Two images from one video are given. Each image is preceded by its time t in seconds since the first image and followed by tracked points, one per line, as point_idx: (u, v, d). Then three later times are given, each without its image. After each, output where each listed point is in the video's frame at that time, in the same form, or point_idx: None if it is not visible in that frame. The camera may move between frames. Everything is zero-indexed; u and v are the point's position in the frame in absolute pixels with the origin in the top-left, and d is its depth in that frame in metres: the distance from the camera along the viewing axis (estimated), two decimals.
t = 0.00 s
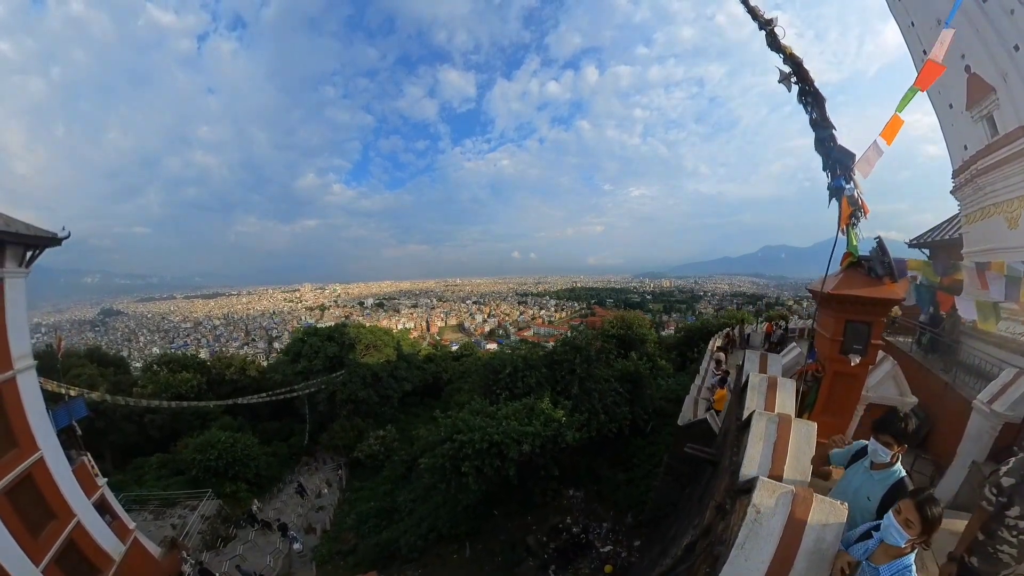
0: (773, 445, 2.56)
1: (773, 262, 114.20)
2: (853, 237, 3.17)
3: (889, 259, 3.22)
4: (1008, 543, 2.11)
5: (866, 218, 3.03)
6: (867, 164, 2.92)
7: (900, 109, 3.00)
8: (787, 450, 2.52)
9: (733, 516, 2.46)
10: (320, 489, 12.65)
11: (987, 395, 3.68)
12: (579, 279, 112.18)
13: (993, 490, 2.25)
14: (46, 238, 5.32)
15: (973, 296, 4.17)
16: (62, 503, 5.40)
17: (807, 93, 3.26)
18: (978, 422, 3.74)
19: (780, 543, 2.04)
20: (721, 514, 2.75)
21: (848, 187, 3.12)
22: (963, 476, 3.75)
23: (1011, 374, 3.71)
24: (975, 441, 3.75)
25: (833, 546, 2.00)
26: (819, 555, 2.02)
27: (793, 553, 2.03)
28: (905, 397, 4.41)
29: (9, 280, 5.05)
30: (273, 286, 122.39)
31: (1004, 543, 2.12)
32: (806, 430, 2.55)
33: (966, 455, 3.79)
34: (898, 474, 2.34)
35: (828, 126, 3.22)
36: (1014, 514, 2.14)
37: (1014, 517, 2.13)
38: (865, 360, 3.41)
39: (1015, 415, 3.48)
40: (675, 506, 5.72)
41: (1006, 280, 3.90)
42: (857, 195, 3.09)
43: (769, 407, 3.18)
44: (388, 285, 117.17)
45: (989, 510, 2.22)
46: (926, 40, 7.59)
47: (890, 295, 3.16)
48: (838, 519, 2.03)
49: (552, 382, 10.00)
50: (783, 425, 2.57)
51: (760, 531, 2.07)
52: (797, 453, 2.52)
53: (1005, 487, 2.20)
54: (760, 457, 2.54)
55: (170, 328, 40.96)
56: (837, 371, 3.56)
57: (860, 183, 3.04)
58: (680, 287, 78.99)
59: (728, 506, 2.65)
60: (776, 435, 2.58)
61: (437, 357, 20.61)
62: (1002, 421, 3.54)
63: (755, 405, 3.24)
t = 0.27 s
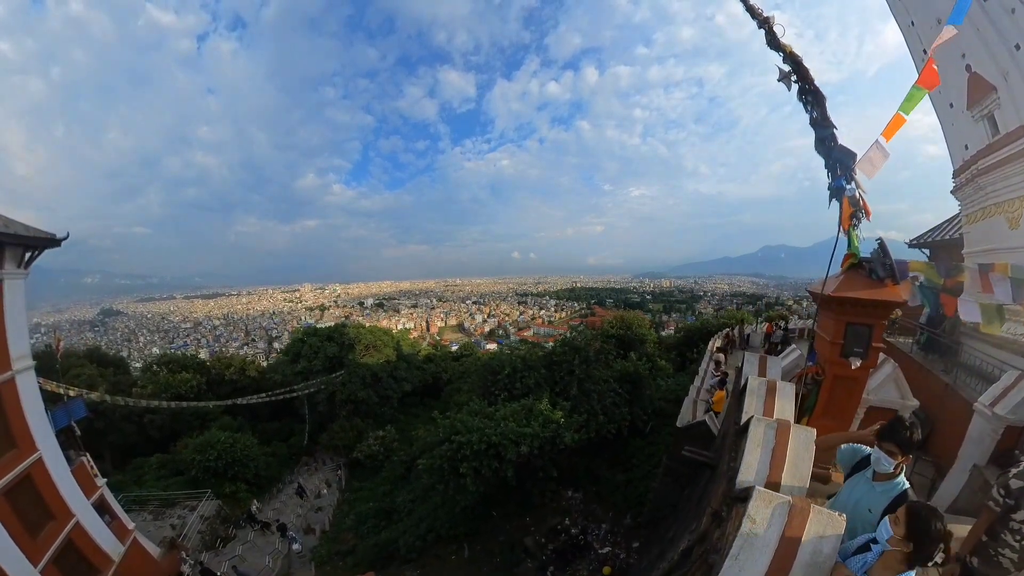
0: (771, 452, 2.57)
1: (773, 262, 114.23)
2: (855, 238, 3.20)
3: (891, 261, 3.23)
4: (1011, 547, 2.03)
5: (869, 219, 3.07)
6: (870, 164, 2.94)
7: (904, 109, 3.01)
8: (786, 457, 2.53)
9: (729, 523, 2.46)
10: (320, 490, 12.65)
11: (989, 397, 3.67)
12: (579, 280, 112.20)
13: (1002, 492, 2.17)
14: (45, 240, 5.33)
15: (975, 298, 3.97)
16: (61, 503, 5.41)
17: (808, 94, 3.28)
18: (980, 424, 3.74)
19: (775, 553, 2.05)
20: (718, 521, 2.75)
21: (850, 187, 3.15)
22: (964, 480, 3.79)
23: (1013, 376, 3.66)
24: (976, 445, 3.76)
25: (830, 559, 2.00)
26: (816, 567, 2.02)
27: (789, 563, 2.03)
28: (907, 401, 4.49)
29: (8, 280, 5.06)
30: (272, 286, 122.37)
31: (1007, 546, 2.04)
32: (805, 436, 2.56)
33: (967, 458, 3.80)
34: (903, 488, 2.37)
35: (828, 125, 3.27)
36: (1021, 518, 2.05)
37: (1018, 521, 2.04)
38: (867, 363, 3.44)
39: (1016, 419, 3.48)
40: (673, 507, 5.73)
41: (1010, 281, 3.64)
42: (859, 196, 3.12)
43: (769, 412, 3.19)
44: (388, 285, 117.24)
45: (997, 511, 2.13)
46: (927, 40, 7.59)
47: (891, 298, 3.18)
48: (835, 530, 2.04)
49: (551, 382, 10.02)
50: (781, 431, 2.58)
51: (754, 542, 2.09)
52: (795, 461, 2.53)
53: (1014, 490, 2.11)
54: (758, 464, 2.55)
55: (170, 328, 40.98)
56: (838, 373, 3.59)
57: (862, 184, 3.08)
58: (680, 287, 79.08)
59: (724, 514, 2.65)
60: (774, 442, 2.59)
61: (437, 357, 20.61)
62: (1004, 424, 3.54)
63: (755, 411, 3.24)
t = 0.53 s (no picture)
0: (769, 453, 2.58)
1: (773, 262, 114.29)
2: (855, 236, 3.25)
3: (890, 260, 3.26)
4: (1012, 545, 2.17)
5: (869, 216, 3.11)
6: (870, 161, 2.96)
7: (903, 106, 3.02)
8: (784, 457, 2.54)
9: (726, 524, 2.48)
10: (320, 490, 12.66)
11: (990, 397, 3.69)
12: (579, 280, 112.18)
13: (1005, 487, 2.26)
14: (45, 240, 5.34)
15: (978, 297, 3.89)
16: (61, 503, 5.42)
17: (807, 91, 3.30)
18: (981, 424, 3.75)
19: (772, 557, 2.05)
20: (714, 522, 2.77)
21: (850, 185, 3.18)
22: (965, 480, 3.79)
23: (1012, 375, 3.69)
24: (978, 445, 3.77)
25: (826, 561, 2.01)
26: (813, 569, 2.03)
27: (785, 565, 2.03)
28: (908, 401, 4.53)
29: (9, 281, 5.07)
30: (273, 286, 122.35)
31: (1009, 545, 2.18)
32: (804, 437, 2.57)
33: (968, 458, 3.81)
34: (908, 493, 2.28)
35: (826, 123, 3.31)
36: None
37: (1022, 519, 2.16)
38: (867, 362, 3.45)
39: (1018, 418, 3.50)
40: (672, 507, 5.74)
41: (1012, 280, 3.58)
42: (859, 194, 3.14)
43: (767, 412, 3.21)
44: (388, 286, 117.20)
45: (1000, 507, 2.24)
46: (926, 39, 7.60)
47: (893, 296, 3.20)
48: (833, 534, 2.05)
49: (551, 382, 10.03)
50: (780, 431, 2.59)
51: (750, 545, 2.08)
52: (793, 462, 2.53)
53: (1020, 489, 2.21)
54: (756, 464, 2.56)
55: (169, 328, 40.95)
56: (838, 372, 3.61)
57: (861, 181, 3.11)
58: (681, 287, 79.03)
59: (721, 515, 2.67)
60: (772, 441, 2.60)
61: (437, 357, 20.62)
62: (1005, 424, 3.55)
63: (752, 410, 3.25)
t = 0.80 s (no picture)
0: (772, 452, 2.56)
1: (773, 262, 114.33)
2: (855, 234, 3.25)
3: (891, 258, 3.24)
4: (1016, 551, 2.00)
5: (869, 216, 3.10)
6: (870, 158, 2.96)
7: (904, 105, 3.01)
8: (788, 457, 2.53)
9: (729, 525, 2.46)
10: (320, 490, 12.64)
11: (991, 396, 3.67)
12: (579, 280, 112.28)
13: (1006, 493, 2.09)
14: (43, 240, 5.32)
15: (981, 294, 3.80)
16: (59, 503, 5.41)
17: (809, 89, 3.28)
18: (982, 423, 3.73)
19: (778, 555, 2.03)
20: (718, 522, 2.75)
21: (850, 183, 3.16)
22: (966, 479, 3.76)
23: (1013, 374, 3.70)
24: (979, 443, 3.75)
25: (832, 561, 1.99)
26: (819, 569, 2.01)
27: (792, 563, 2.02)
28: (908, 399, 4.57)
29: (7, 280, 5.06)
30: (272, 286, 122.36)
31: (1012, 551, 2.01)
32: (806, 435, 2.56)
33: (970, 457, 3.79)
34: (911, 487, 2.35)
35: (826, 122, 3.30)
36: None
37: None
38: (867, 361, 3.43)
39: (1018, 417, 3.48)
40: (674, 507, 5.72)
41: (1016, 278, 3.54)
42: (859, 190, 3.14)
43: (769, 411, 3.19)
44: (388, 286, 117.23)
45: (1002, 515, 2.08)
46: (927, 39, 7.59)
47: (893, 294, 3.18)
48: (839, 533, 2.03)
49: (551, 382, 10.01)
50: (782, 429, 2.59)
51: (756, 544, 2.07)
52: (797, 460, 2.52)
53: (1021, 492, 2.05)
54: (760, 464, 2.54)
55: (169, 329, 40.92)
56: (839, 371, 3.59)
57: (861, 180, 3.10)
58: (680, 287, 79.07)
59: (724, 514, 2.65)
60: (774, 440, 2.59)
61: (437, 357, 20.60)
62: (1006, 423, 3.53)
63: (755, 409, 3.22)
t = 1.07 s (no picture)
0: (776, 450, 2.54)
1: (772, 262, 114.37)
2: (855, 234, 3.23)
3: (891, 258, 3.22)
4: (1015, 555, 1.92)
5: (868, 216, 3.12)
6: (871, 160, 2.95)
7: (903, 105, 2.99)
8: (792, 454, 2.51)
9: (734, 523, 2.43)
10: (320, 490, 12.62)
11: (991, 395, 3.65)
12: (578, 280, 112.29)
13: (1002, 498, 2.03)
14: (43, 239, 5.30)
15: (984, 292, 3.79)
16: (59, 504, 5.38)
17: (809, 91, 3.28)
18: (983, 422, 3.71)
19: (784, 552, 2.01)
20: (722, 521, 2.73)
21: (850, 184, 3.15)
22: (967, 477, 3.72)
23: (1014, 373, 3.69)
24: (979, 442, 3.72)
25: (838, 558, 1.96)
26: (826, 567, 1.98)
27: (798, 560, 1.99)
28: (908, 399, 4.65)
29: (6, 280, 5.04)
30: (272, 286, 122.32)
31: (1010, 555, 1.93)
32: (810, 433, 2.54)
33: (970, 455, 3.77)
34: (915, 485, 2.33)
35: (827, 123, 3.29)
36: None
37: None
38: (869, 361, 3.41)
39: (1018, 416, 3.46)
40: (676, 507, 5.71)
41: (1017, 277, 3.57)
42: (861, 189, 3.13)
43: (771, 410, 3.17)
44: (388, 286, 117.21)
45: (998, 520, 2.00)
46: (926, 39, 7.59)
47: (894, 294, 3.15)
48: (844, 529, 2.00)
49: (552, 382, 9.99)
50: (786, 427, 2.56)
51: (762, 542, 2.04)
52: (800, 458, 2.50)
53: (1016, 496, 1.98)
54: (764, 461, 2.52)
55: (168, 329, 40.86)
56: (840, 370, 3.57)
57: (862, 180, 3.08)
58: (680, 287, 79.14)
59: (729, 513, 2.63)
60: (778, 438, 2.56)
61: (437, 357, 20.60)
62: (1006, 421, 3.50)
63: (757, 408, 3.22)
